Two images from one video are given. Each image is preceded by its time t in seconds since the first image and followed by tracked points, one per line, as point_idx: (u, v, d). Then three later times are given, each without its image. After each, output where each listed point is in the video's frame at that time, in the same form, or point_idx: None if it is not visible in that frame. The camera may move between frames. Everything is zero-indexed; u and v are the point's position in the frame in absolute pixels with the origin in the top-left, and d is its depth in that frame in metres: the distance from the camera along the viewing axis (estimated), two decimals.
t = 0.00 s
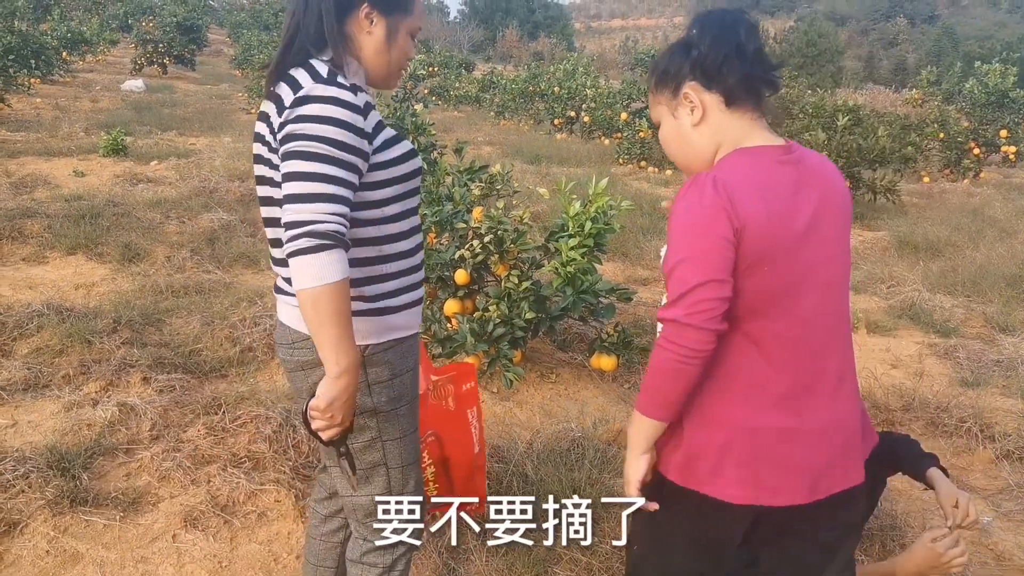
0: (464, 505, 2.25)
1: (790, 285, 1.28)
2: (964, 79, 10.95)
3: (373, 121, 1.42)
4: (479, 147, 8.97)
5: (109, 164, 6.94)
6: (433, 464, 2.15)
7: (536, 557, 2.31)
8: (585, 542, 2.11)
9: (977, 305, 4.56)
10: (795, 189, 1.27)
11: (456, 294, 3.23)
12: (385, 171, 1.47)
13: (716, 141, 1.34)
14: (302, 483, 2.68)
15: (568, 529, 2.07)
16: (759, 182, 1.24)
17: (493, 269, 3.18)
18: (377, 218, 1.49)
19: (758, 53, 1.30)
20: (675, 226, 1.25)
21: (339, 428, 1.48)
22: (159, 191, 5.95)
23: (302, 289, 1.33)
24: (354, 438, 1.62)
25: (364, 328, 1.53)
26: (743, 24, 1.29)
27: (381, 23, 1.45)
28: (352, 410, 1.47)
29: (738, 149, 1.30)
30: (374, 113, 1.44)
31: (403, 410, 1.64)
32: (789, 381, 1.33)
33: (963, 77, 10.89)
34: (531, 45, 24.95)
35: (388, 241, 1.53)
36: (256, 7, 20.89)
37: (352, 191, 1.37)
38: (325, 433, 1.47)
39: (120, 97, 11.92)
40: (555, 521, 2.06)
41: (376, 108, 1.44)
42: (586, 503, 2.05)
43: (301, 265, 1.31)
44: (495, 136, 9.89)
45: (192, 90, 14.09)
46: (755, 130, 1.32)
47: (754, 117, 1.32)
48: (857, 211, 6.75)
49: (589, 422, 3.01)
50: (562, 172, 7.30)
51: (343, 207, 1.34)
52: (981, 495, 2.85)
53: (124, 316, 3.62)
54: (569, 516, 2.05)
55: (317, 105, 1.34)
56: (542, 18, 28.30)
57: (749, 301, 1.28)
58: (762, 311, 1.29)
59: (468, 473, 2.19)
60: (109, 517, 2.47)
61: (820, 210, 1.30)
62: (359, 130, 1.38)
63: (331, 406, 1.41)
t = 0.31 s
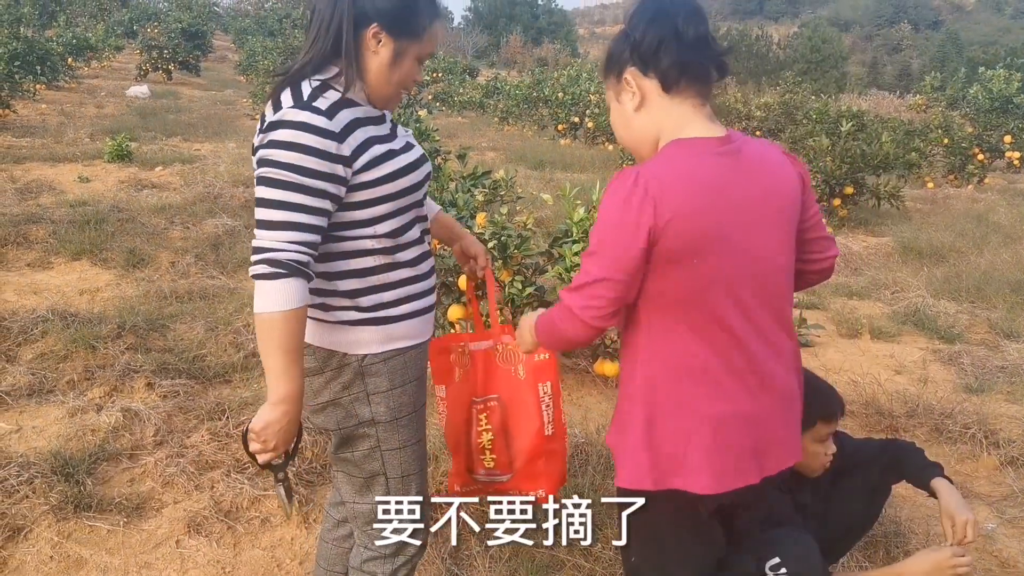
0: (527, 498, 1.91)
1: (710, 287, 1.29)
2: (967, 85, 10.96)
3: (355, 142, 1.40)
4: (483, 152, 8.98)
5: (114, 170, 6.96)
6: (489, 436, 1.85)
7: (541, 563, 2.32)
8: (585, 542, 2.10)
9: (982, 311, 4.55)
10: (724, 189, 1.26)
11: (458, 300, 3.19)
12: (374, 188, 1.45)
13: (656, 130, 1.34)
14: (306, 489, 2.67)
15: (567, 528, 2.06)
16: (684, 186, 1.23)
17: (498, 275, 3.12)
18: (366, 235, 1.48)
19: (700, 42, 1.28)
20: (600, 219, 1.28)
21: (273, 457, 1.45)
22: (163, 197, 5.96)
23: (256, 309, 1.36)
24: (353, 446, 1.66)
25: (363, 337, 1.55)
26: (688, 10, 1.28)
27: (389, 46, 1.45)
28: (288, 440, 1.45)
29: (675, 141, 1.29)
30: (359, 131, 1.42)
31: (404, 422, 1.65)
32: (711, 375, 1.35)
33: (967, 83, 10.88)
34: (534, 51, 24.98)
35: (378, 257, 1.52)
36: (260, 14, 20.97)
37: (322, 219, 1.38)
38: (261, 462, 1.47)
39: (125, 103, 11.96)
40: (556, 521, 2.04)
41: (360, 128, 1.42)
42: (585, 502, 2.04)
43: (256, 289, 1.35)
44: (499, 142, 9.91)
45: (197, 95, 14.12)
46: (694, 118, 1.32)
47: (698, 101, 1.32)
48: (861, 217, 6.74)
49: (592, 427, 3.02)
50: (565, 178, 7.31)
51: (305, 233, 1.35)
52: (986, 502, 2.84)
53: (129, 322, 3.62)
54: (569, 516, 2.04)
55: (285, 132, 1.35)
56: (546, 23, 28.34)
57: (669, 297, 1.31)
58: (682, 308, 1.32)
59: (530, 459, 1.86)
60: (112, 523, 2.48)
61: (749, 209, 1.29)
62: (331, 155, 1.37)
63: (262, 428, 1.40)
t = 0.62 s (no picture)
0: (549, 499, 1.89)
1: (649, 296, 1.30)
2: (967, 92, 10.97)
3: (349, 148, 1.41)
4: (484, 159, 8.99)
5: (115, 177, 6.97)
6: (511, 427, 1.86)
7: (542, 571, 2.31)
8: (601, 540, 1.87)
9: (982, 318, 4.55)
10: (668, 204, 1.27)
11: (460, 308, 3.21)
12: (370, 196, 1.46)
13: (625, 145, 1.37)
14: (306, 497, 2.67)
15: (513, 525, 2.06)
16: (625, 197, 1.26)
17: (499, 282, 3.15)
18: (360, 241, 1.49)
19: (665, 61, 1.30)
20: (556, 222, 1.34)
21: (259, 465, 1.42)
22: (165, 204, 5.97)
23: (245, 307, 1.37)
24: (342, 453, 1.66)
25: (353, 344, 1.56)
26: (653, 28, 1.30)
27: (382, 46, 1.45)
28: (275, 447, 1.42)
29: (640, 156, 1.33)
30: (355, 137, 1.42)
31: (393, 432, 1.65)
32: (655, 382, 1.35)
33: (967, 90, 10.90)
34: (535, 58, 25.02)
35: (372, 264, 1.52)
36: (262, 21, 21.00)
37: (313, 223, 1.39)
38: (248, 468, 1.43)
39: (126, 110, 11.97)
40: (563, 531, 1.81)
41: (356, 135, 1.43)
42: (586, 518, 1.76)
43: (244, 288, 1.36)
44: (500, 149, 9.91)
45: (198, 103, 14.13)
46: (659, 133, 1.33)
47: (663, 120, 1.33)
48: (862, 224, 6.75)
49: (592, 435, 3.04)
50: (566, 185, 7.32)
51: (295, 235, 1.36)
52: (988, 509, 2.83)
53: (129, 329, 3.62)
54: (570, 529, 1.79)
55: (278, 135, 1.36)
56: (547, 30, 28.35)
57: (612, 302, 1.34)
58: (624, 314, 1.34)
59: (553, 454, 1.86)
60: (112, 531, 2.47)
61: (696, 227, 1.29)
62: (322, 161, 1.38)
63: (246, 430, 1.37)
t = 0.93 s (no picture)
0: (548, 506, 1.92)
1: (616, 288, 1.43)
2: (965, 98, 10.98)
3: (355, 149, 1.41)
4: (483, 165, 9.00)
5: (114, 183, 6.97)
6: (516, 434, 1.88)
7: None
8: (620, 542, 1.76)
9: (981, 324, 4.55)
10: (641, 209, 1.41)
11: (459, 314, 3.21)
12: (374, 198, 1.46)
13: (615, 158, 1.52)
14: (305, 504, 2.66)
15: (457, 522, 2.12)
16: (608, 195, 1.40)
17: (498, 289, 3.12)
18: (364, 244, 1.49)
19: (662, 92, 1.41)
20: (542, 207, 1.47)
21: (263, 464, 1.41)
22: (163, 210, 5.97)
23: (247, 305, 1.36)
24: (341, 460, 1.66)
25: (354, 349, 1.55)
26: (658, 61, 1.41)
27: (392, 49, 1.45)
28: (282, 445, 1.41)
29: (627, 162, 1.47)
30: (360, 139, 1.43)
31: (393, 440, 1.64)
32: (614, 372, 1.49)
33: (965, 96, 10.92)
34: (534, 64, 25.06)
35: (375, 269, 1.51)
36: (261, 28, 21.04)
37: (317, 223, 1.39)
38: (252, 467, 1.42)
39: (126, 116, 11.97)
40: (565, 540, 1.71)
41: (361, 136, 1.43)
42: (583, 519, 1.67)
43: (248, 288, 1.35)
44: (499, 155, 9.93)
45: (197, 109, 14.13)
46: (646, 153, 1.47)
47: (649, 144, 1.46)
48: (861, 229, 6.75)
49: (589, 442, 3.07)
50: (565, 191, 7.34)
51: (299, 235, 1.36)
52: (988, 516, 2.82)
53: (128, 336, 3.62)
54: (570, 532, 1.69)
55: (285, 134, 1.37)
56: (546, 37, 28.40)
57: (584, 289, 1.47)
58: (592, 307, 1.47)
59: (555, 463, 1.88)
60: (110, 538, 2.46)
61: (663, 236, 1.43)
62: (327, 161, 1.38)
63: (250, 429, 1.36)
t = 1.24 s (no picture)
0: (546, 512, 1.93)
1: (610, 278, 1.51)
2: (960, 102, 11.00)
3: (365, 149, 1.41)
4: (479, 169, 9.01)
5: (108, 187, 6.95)
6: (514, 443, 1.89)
7: None
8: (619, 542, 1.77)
9: (976, 327, 4.56)
10: (629, 204, 1.50)
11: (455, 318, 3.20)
12: (383, 198, 1.46)
13: (596, 158, 1.58)
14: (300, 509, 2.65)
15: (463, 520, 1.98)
16: (600, 193, 1.49)
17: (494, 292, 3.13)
18: (372, 245, 1.49)
19: (645, 96, 1.48)
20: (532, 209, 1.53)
21: (273, 467, 1.39)
22: (158, 214, 5.95)
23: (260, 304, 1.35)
24: (341, 464, 1.65)
25: (359, 351, 1.54)
26: (641, 66, 1.48)
27: (383, 50, 1.45)
28: (291, 448, 1.39)
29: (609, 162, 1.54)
30: (370, 139, 1.43)
31: (394, 442, 1.63)
32: (602, 363, 1.57)
33: (960, 100, 10.95)
34: (530, 68, 25.08)
35: (380, 271, 1.51)
36: (256, 31, 21.02)
37: (328, 223, 1.39)
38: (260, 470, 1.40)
39: (121, 120, 11.95)
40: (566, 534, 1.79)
41: (370, 137, 1.43)
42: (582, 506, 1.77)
43: (262, 289, 1.35)
44: (495, 158, 9.94)
45: (193, 113, 14.11)
46: (626, 155, 1.55)
47: (628, 146, 1.54)
48: (856, 233, 6.76)
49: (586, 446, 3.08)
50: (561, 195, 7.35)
51: (311, 235, 1.36)
52: (983, 520, 2.82)
53: (122, 340, 3.61)
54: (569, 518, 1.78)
55: (296, 134, 1.36)
56: (541, 41, 28.41)
57: (576, 284, 1.54)
58: (582, 301, 1.55)
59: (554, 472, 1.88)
60: (104, 544, 2.45)
61: (647, 233, 1.52)
62: (339, 160, 1.37)
63: (262, 431, 1.35)
